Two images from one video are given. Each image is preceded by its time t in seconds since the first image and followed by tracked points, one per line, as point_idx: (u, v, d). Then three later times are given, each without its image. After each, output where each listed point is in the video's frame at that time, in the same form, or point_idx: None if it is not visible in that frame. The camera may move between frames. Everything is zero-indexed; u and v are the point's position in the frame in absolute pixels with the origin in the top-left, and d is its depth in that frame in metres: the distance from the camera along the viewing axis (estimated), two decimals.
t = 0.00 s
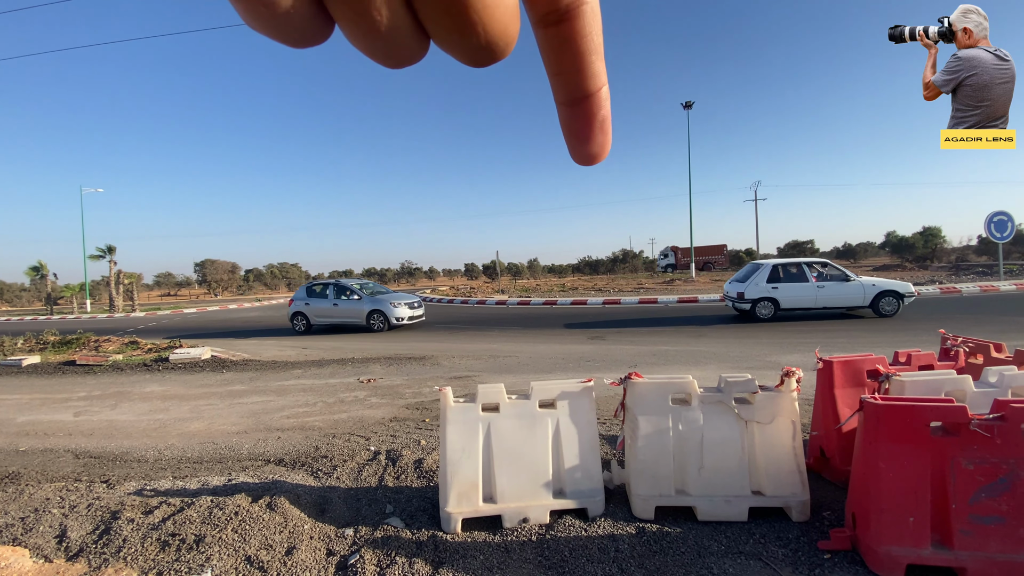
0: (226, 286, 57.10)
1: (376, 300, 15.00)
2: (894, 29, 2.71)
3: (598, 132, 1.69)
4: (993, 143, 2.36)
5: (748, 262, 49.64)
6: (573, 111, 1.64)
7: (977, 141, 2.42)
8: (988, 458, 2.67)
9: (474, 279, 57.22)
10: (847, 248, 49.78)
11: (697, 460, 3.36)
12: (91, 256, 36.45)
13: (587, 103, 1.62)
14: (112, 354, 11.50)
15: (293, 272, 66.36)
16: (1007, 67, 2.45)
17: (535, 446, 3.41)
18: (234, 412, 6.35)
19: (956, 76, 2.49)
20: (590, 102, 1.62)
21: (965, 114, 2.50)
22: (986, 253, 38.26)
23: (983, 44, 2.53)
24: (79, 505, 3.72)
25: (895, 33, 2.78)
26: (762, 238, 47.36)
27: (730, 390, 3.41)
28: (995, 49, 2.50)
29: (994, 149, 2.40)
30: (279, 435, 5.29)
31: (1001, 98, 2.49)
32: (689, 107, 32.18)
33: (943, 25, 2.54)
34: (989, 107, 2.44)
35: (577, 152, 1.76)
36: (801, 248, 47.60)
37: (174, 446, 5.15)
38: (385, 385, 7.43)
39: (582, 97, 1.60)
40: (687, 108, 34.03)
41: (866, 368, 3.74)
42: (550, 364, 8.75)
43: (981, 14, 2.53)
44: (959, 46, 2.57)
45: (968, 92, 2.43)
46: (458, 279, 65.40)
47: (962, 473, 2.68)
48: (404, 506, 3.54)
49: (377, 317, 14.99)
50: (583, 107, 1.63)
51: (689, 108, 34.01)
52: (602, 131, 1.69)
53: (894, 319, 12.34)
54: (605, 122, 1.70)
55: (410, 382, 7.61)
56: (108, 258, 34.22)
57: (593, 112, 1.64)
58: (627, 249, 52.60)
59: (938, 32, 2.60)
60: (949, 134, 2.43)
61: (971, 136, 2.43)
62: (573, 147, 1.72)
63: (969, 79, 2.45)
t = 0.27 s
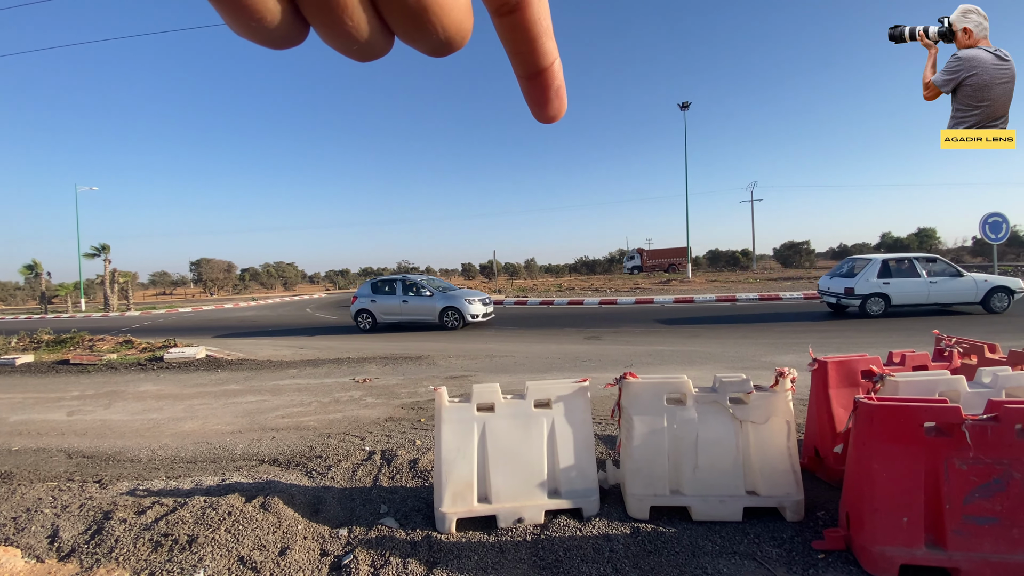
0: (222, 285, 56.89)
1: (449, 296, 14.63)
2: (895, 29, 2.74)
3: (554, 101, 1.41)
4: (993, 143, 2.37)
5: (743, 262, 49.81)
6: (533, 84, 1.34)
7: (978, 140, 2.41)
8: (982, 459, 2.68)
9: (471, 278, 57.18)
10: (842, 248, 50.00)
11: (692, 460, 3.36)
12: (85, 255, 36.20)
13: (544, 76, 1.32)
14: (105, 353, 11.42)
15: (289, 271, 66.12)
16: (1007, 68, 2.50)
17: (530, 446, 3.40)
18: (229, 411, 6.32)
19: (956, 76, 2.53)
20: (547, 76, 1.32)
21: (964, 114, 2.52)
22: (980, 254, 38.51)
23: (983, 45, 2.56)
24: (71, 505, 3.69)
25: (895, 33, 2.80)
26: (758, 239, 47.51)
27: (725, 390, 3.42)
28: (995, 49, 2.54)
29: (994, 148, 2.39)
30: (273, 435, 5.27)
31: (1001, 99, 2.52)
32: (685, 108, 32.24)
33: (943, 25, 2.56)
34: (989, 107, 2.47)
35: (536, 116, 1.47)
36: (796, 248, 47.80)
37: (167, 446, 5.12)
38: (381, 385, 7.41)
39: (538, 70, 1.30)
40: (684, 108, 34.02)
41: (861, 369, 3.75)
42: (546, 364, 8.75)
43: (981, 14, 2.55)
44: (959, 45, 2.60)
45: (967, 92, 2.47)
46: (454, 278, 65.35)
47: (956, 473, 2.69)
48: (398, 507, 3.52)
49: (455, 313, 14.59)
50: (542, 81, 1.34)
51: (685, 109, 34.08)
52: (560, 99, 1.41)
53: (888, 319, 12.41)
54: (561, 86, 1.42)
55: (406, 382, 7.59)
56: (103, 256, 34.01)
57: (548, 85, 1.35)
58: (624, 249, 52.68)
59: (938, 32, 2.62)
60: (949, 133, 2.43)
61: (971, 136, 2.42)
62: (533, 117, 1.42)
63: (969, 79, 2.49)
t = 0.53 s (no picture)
0: (217, 285, 56.63)
1: (529, 291, 14.07)
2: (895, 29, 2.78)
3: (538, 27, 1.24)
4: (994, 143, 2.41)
5: (739, 262, 49.94)
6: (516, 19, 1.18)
7: (978, 141, 2.45)
8: (975, 458, 2.69)
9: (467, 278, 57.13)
10: (837, 249, 50.21)
11: (688, 460, 3.36)
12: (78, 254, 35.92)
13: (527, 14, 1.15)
14: (98, 353, 11.34)
15: (285, 271, 65.87)
16: (1007, 67, 2.51)
17: (525, 447, 3.40)
18: (224, 412, 6.28)
19: (956, 76, 2.55)
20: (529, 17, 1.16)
21: (964, 114, 2.55)
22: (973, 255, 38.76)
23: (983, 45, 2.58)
24: (63, 506, 3.66)
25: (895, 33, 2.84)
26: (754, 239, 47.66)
27: (721, 390, 3.42)
28: (995, 49, 2.56)
29: (994, 148, 2.43)
30: (268, 435, 5.24)
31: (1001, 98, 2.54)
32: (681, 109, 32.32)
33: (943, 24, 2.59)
34: (989, 107, 2.49)
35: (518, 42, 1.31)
36: (791, 249, 47.99)
37: (160, 446, 5.09)
38: (376, 385, 7.39)
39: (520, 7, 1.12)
40: (680, 108, 34.05)
41: (856, 369, 3.76)
42: (543, 364, 8.74)
43: (981, 14, 2.57)
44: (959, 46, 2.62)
45: (968, 91, 2.50)
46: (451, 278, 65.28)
47: (949, 472, 2.70)
48: (394, 507, 3.51)
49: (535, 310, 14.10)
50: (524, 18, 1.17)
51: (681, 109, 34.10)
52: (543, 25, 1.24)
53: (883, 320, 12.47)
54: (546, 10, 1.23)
55: (401, 382, 7.57)
56: (97, 256, 33.80)
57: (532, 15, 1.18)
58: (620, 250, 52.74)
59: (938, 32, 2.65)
60: (948, 134, 2.47)
61: (971, 136, 2.46)
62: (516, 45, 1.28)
63: (969, 79, 2.51)
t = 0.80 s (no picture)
0: (211, 285, 56.36)
1: (619, 287, 13.63)
2: (896, 29, 2.86)
3: None
4: (994, 143, 2.55)
5: (734, 263, 50.15)
6: None
7: (978, 140, 2.57)
8: (970, 458, 2.69)
9: (463, 279, 57.11)
10: (832, 250, 50.43)
11: (683, 461, 3.35)
12: (72, 254, 35.66)
13: None
14: (91, 354, 11.26)
15: (280, 271, 65.64)
16: (1007, 67, 2.57)
17: (520, 447, 3.38)
18: (218, 412, 6.25)
19: (956, 76, 2.61)
20: None
21: (965, 113, 2.62)
22: (966, 256, 39.05)
23: (983, 44, 2.65)
24: (53, 508, 3.62)
25: (896, 32, 2.91)
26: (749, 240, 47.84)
27: (715, 390, 3.41)
28: (994, 48, 2.62)
29: (994, 148, 2.55)
30: (261, 436, 5.21)
31: (999, 97, 2.61)
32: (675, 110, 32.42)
33: (943, 25, 2.67)
34: (989, 107, 2.57)
35: None
36: (786, 250, 48.22)
37: (152, 447, 5.04)
38: (371, 386, 7.36)
39: None
40: (675, 109, 34.09)
41: (849, 369, 3.77)
42: (538, 364, 8.75)
43: (981, 14, 2.63)
44: (958, 46, 2.68)
45: (968, 92, 2.57)
46: (447, 279, 65.20)
47: (944, 473, 2.70)
48: (387, 508, 3.49)
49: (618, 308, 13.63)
50: None
51: (677, 110, 34.07)
52: None
53: (876, 320, 12.54)
54: None
55: (396, 383, 7.55)
56: (90, 255, 33.57)
57: None
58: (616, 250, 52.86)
59: (938, 32, 2.72)
60: (949, 133, 2.59)
61: (971, 136, 2.57)
62: None
63: (969, 78, 2.57)
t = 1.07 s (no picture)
0: (204, 285, 55.97)
1: (716, 283, 13.40)
2: (896, 29, 2.89)
3: None
4: (993, 143, 2.60)
5: (727, 264, 50.36)
6: None
7: (978, 140, 2.60)
8: (962, 460, 2.70)
9: (457, 279, 57.03)
10: (824, 251, 50.74)
11: (676, 462, 3.34)
12: (62, 254, 35.29)
13: None
14: (80, 354, 11.14)
15: (273, 271, 65.31)
16: (1006, 68, 2.60)
17: (513, 450, 3.36)
18: (209, 414, 6.19)
19: (956, 76, 2.65)
20: None
21: (965, 113, 2.66)
22: (957, 257, 39.38)
23: (983, 44, 2.69)
24: (39, 511, 3.56)
25: (896, 32, 2.94)
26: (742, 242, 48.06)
27: (709, 392, 3.41)
28: (994, 49, 2.66)
29: (993, 148, 2.59)
30: (252, 438, 5.16)
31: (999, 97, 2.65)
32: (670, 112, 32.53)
33: (942, 26, 2.71)
34: (989, 107, 2.60)
35: None
36: (779, 251, 48.47)
37: (141, 450, 4.98)
38: (364, 387, 7.32)
39: None
40: (670, 111, 34.18)
41: (842, 371, 3.78)
42: (533, 365, 8.73)
43: (981, 14, 2.67)
44: (959, 46, 2.72)
45: (968, 92, 2.61)
46: (441, 279, 65.09)
47: (937, 475, 2.70)
48: (379, 511, 3.46)
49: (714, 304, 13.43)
50: None
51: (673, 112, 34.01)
52: None
53: (868, 322, 12.62)
54: None
55: (390, 384, 7.51)
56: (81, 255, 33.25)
57: None
58: (611, 251, 52.96)
59: (938, 32, 2.75)
60: (949, 133, 2.63)
61: (972, 136, 2.61)
62: None
63: (969, 79, 2.61)
